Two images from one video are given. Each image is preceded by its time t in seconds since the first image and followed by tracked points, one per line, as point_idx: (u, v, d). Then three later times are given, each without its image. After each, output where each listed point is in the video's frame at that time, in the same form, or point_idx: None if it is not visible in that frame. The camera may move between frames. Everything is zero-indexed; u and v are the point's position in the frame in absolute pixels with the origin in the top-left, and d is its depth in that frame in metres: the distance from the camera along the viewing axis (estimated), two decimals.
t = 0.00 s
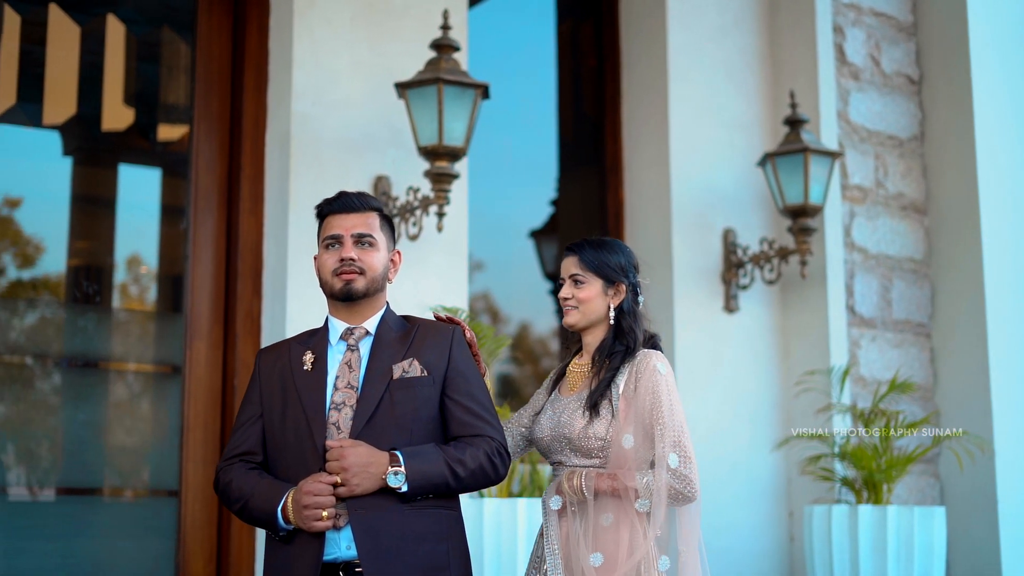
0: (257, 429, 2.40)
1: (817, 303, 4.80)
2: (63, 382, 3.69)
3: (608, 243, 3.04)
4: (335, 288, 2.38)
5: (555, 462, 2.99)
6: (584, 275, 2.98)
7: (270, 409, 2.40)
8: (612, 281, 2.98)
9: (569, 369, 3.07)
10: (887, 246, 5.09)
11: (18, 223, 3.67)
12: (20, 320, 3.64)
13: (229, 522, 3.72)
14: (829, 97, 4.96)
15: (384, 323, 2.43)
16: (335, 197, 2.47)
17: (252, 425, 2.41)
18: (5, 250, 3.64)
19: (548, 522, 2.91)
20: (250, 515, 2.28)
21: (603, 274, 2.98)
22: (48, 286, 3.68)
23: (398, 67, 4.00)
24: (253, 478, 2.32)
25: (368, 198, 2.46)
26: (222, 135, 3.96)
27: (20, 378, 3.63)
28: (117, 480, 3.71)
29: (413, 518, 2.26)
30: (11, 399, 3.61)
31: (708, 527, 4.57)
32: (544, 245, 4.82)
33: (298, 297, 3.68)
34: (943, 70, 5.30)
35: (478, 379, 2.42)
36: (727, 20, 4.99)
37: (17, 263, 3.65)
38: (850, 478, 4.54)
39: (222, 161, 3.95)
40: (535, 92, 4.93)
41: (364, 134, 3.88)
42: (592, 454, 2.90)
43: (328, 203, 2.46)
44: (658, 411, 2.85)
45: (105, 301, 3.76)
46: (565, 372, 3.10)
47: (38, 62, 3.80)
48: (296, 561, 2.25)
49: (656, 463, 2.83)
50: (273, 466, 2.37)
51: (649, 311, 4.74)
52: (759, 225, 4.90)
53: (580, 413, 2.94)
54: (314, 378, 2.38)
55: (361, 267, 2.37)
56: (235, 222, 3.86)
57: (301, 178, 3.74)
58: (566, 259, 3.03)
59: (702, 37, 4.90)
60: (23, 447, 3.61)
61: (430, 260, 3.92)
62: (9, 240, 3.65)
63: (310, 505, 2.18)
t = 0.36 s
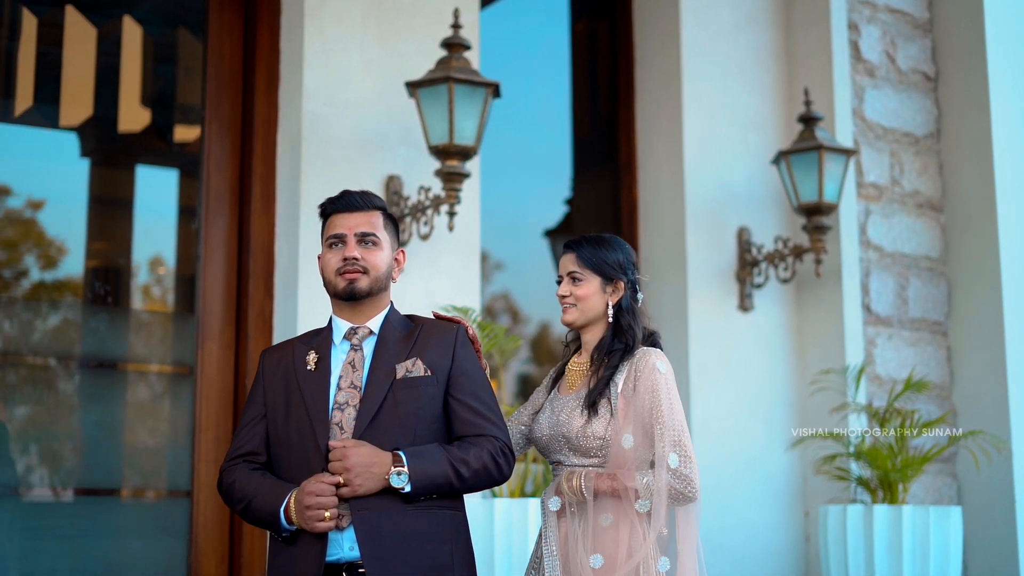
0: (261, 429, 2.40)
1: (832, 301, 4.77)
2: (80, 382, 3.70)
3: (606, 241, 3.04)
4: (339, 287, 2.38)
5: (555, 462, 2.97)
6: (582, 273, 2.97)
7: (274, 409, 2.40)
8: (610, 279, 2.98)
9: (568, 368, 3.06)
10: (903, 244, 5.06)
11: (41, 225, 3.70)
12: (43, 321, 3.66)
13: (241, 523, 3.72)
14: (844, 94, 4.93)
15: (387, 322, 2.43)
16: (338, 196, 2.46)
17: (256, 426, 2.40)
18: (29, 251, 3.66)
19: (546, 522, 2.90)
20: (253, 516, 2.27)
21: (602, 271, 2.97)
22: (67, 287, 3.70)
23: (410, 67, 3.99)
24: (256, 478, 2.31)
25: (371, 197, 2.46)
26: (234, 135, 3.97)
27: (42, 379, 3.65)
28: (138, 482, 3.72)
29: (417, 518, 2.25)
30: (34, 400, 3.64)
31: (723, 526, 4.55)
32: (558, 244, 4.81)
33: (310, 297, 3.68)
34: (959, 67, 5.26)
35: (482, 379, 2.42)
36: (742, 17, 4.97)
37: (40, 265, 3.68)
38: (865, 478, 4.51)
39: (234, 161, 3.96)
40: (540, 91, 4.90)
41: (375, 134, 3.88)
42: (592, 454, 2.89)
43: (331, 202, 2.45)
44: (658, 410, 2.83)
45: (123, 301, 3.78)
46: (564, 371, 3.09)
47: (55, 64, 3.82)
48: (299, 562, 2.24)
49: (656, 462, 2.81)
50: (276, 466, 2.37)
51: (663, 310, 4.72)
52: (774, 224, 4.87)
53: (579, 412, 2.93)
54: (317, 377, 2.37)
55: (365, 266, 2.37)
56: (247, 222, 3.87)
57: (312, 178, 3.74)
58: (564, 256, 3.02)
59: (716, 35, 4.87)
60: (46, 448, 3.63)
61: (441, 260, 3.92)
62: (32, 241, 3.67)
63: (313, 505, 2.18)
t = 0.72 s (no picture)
0: (259, 429, 2.40)
1: (843, 300, 4.74)
2: (94, 381, 3.70)
3: (599, 237, 3.01)
4: (337, 286, 2.38)
5: (549, 461, 2.95)
6: (575, 270, 2.95)
7: (272, 408, 2.40)
8: (604, 276, 2.96)
9: (562, 366, 3.04)
10: (914, 242, 5.03)
11: (60, 226, 3.71)
12: (61, 322, 3.68)
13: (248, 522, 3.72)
14: (855, 92, 4.90)
15: (386, 321, 2.43)
16: (337, 194, 2.46)
17: (254, 425, 2.40)
18: (47, 252, 3.68)
19: (540, 522, 2.89)
20: (251, 516, 2.27)
21: (595, 269, 2.95)
22: (86, 287, 3.72)
23: (416, 65, 3.99)
24: (255, 478, 2.31)
25: (370, 196, 2.46)
26: (241, 134, 3.97)
27: (60, 379, 3.66)
28: (156, 483, 3.73)
29: (415, 518, 2.25)
30: (52, 401, 3.65)
31: (733, 526, 4.53)
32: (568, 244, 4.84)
33: (317, 296, 3.68)
34: (971, 64, 5.22)
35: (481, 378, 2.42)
36: (752, 15, 4.94)
37: (59, 265, 3.69)
38: (876, 478, 4.49)
39: (242, 160, 3.96)
40: (549, 91, 4.93)
41: (382, 133, 3.87)
42: (585, 453, 2.87)
43: (330, 201, 2.45)
44: (651, 408, 2.81)
45: (138, 302, 3.79)
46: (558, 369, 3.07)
47: (67, 64, 3.82)
48: (297, 562, 2.24)
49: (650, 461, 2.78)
50: (274, 466, 2.37)
51: (673, 308, 4.70)
52: (784, 222, 4.85)
53: (572, 410, 2.91)
54: (316, 376, 2.37)
55: (363, 265, 2.37)
56: (254, 222, 3.87)
57: (319, 177, 3.73)
58: (557, 253, 3.00)
59: (726, 33, 4.85)
60: (64, 449, 3.64)
61: (448, 259, 3.91)
62: (51, 243, 3.69)
63: (310, 505, 2.17)
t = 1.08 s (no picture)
0: (257, 429, 2.40)
1: (853, 298, 4.72)
2: (106, 381, 3.71)
3: (593, 235, 3.00)
4: (335, 285, 2.37)
5: (541, 460, 2.94)
6: (568, 268, 2.94)
7: (270, 408, 2.40)
8: (597, 273, 2.94)
9: (556, 364, 3.03)
10: (925, 240, 5.00)
11: (77, 226, 3.73)
12: (79, 322, 3.69)
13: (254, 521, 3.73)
14: (865, 89, 4.87)
15: (385, 320, 2.43)
16: (334, 193, 2.47)
17: (252, 425, 2.40)
18: (65, 253, 3.70)
19: (531, 521, 2.87)
20: (248, 516, 2.27)
21: (588, 266, 2.94)
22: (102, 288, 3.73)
23: (422, 64, 3.98)
24: (252, 478, 2.31)
25: (368, 194, 2.46)
26: (248, 133, 3.97)
27: (77, 380, 3.67)
28: (172, 484, 3.74)
29: (413, 518, 2.25)
30: (70, 401, 3.66)
31: (743, 526, 4.51)
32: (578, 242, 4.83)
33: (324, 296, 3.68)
34: (982, 60, 5.19)
35: (480, 377, 2.41)
36: (762, 12, 4.92)
37: (76, 266, 3.71)
38: (886, 478, 4.47)
39: (248, 160, 3.96)
40: (559, 90, 4.93)
41: (389, 132, 3.86)
42: (578, 452, 2.85)
43: (328, 199, 2.45)
44: (644, 407, 2.80)
45: (155, 304, 3.79)
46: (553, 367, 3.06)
47: (78, 65, 3.83)
48: (294, 563, 2.24)
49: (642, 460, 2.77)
50: (272, 465, 2.37)
51: (682, 308, 4.68)
52: (794, 220, 4.83)
53: (564, 409, 2.90)
54: (314, 375, 2.37)
55: (362, 263, 2.37)
56: (261, 221, 3.87)
57: (325, 176, 3.73)
58: (551, 252, 2.99)
59: (735, 31, 4.83)
60: (82, 449, 3.65)
61: (455, 258, 3.90)
62: (68, 244, 3.71)
63: (307, 506, 2.17)
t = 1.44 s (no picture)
0: (254, 428, 2.40)
1: (863, 296, 4.69)
2: (120, 381, 3.71)
3: (587, 232, 2.91)
4: (333, 284, 2.38)
5: (532, 459, 2.87)
6: (562, 266, 2.85)
7: (267, 407, 2.41)
8: (591, 272, 2.85)
9: (550, 364, 2.96)
10: (935, 238, 4.97)
11: (94, 227, 3.73)
12: (96, 323, 3.70)
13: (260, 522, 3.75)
14: (875, 87, 4.84)
15: (383, 319, 2.43)
16: (332, 191, 2.47)
17: (249, 424, 2.41)
18: (83, 253, 3.71)
19: (521, 520, 2.82)
20: (244, 516, 2.27)
21: (582, 265, 2.84)
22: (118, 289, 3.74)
23: (427, 62, 3.97)
24: (249, 478, 2.31)
25: (366, 192, 2.47)
26: (254, 132, 3.97)
27: (95, 381, 3.68)
28: (189, 483, 3.75)
29: (410, 518, 2.25)
30: (88, 402, 3.66)
31: (753, 525, 4.49)
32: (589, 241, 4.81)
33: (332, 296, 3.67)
34: (993, 57, 5.16)
35: (479, 377, 2.41)
36: (771, 10, 4.90)
37: (94, 267, 3.71)
38: (895, 478, 4.44)
39: (254, 159, 3.96)
40: (569, 89, 4.90)
41: (395, 132, 3.86)
42: (569, 451, 2.79)
43: (325, 198, 2.46)
44: (637, 407, 2.73)
45: (173, 305, 3.81)
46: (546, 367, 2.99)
47: (89, 66, 3.83)
48: (290, 564, 2.24)
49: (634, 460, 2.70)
50: (269, 465, 2.37)
51: (691, 307, 4.66)
52: (803, 219, 4.80)
53: (556, 408, 2.83)
54: (312, 375, 2.38)
55: (360, 262, 2.37)
56: (266, 220, 3.88)
57: (331, 175, 3.72)
58: (544, 249, 2.90)
59: (744, 28, 4.81)
60: (99, 450, 3.65)
61: (461, 257, 3.89)
62: (86, 244, 3.71)
63: (303, 506, 2.17)
